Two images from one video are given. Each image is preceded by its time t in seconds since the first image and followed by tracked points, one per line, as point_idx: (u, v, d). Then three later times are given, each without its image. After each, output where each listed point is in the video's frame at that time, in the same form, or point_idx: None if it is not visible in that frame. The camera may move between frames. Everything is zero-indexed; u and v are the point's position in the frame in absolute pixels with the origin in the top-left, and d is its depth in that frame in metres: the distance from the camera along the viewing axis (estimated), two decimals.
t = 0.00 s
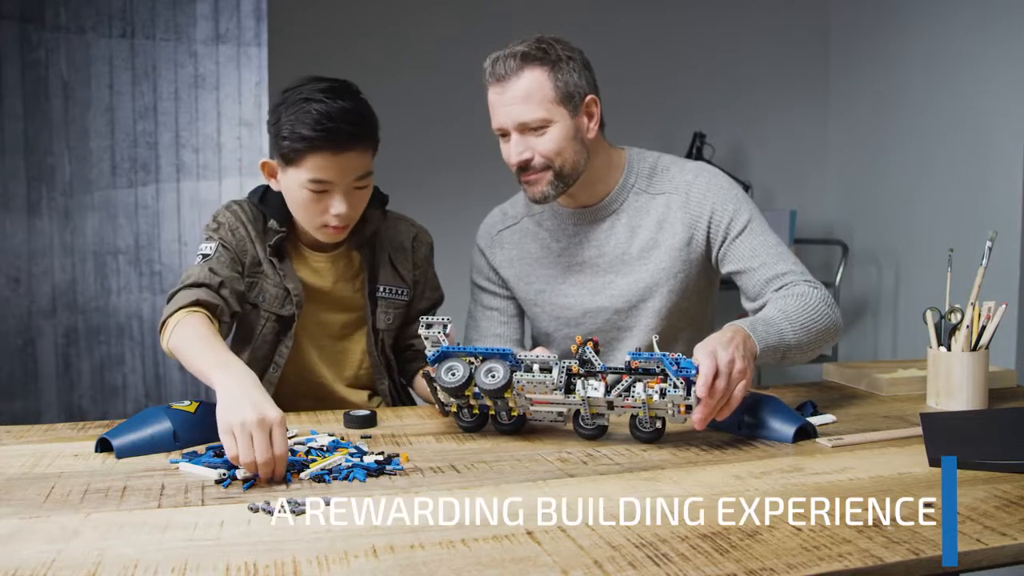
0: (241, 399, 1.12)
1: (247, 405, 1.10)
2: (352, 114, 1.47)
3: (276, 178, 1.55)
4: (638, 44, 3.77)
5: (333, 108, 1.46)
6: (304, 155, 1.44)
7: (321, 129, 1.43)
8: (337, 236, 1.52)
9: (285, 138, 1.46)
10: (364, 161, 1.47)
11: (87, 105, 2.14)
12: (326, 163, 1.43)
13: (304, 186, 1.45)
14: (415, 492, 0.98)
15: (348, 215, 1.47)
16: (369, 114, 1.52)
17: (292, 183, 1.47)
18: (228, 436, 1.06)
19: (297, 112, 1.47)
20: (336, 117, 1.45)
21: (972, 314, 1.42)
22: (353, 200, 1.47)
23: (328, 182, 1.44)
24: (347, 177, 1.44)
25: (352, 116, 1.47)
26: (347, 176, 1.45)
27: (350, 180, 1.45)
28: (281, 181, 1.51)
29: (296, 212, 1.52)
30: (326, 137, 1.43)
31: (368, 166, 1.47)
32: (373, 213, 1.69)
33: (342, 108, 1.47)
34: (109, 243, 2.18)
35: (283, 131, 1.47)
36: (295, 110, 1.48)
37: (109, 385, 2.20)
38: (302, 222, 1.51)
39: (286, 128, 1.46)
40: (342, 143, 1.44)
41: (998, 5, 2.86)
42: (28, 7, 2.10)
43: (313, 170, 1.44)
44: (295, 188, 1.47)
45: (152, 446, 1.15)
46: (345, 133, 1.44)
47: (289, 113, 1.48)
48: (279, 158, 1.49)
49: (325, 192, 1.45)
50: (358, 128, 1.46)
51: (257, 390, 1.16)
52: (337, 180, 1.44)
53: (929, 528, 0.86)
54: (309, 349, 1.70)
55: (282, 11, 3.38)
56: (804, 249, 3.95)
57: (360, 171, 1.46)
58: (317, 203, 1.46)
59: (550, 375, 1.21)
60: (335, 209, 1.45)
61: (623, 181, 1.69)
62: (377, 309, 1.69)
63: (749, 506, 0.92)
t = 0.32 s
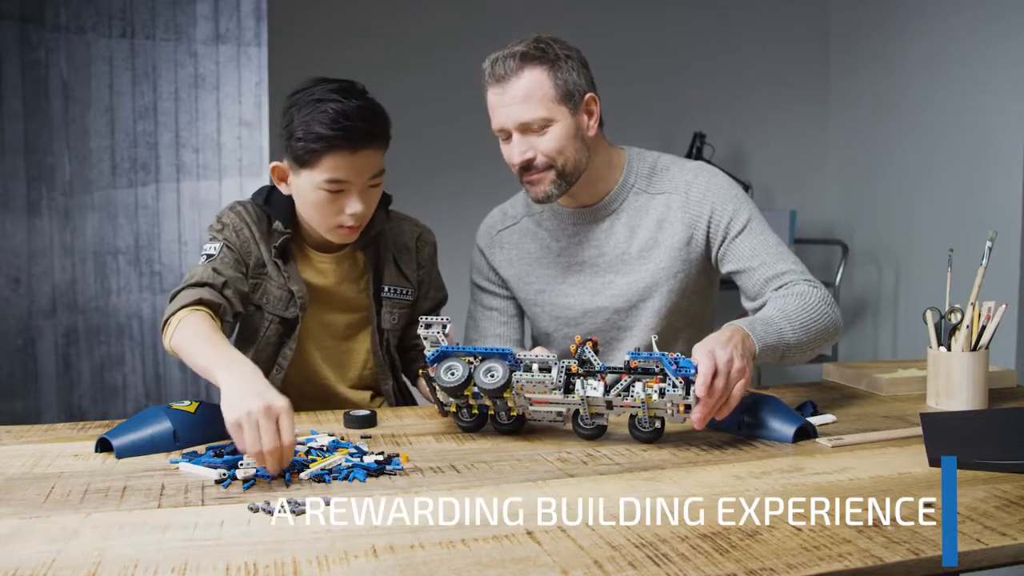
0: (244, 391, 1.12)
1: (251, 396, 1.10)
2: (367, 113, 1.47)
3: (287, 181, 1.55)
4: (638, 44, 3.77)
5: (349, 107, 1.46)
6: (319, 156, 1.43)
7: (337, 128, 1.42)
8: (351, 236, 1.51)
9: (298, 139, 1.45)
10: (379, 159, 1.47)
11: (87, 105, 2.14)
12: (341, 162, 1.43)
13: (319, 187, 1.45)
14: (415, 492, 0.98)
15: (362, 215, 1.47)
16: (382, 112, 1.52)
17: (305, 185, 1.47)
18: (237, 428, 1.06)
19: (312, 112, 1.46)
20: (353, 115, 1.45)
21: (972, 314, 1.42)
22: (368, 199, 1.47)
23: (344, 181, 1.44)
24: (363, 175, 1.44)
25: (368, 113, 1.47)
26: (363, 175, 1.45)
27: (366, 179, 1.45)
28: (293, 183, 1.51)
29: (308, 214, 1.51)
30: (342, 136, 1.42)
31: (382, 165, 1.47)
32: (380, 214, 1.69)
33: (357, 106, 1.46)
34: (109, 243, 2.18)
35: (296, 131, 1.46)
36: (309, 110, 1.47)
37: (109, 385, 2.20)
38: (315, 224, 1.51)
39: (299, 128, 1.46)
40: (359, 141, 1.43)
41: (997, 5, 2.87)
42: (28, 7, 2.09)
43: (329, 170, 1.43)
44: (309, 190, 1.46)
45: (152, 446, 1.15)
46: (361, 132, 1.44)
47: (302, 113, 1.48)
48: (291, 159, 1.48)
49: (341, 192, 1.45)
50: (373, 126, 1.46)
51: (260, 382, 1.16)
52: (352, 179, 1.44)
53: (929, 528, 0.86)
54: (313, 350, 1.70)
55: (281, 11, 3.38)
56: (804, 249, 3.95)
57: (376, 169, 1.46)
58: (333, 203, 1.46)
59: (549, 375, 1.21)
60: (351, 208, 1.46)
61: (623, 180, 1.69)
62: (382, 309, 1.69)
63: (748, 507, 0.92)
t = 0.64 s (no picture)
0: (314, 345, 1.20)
1: (327, 345, 1.18)
2: (373, 118, 1.46)
3: (292, 190, 1.55)
4: (638, 44, 3.77)
5: (353, 113, 1.44)
6: (325, 164, 1.43)
7: (344, 135, 1.42)
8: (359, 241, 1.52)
9: (303, 148, 1.44)
10: (385, 165, 1.47)
11: (87, 105, 2.14)
12: (349, 169, 1.43)
13: (326, 196, 1.44)
14: (415, 492, 0.98)
15: (370, 221, 1.48)
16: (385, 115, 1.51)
17: (311, 193, 1.47)
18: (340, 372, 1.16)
19: (316, 121, 1.45)
20: (359, 121, 1.44)
21: (971, 314, 1.42)
22: (374, 205, 1.47)
23: (352, 188, 1.44)
24: (370, 182, 1.45)
25: (373, 119, 1.46)
26: (370, 182, 1.45)
27: (372, 185, 1.45)
28: (297, 191, 1.50)
29: (315, 223, 1.51)
30: (349, 144, 1.42)
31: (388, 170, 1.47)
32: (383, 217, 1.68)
33: (362, 112, 1.46)
34: (109, 243, 2.18)
35: (300, 140, 1.45)
36: (312, 118, 1.46)
37: (109, 385, 2.20)
38: (322, 231, 1.51)
39: (304, 137, 1.45)
40: (364, 148, 1.43)
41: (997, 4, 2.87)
42: (28, 6, 2.09)
43: (336, 179, 1.43)
44: (316, 199, 1.46)
45: (152, 446, 1.15)
46: (368, 138, 1.43)
47: (305, 121, 1.46)
48: (295, 168, 1.47)
49: (348, 200, 1.45)
50: (380, 133, 1.46)
51: (316, 332, 1.22)
52: (361, 186, 1.44)
53: (929, 529, 0.86)
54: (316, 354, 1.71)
55: (281, 11, 3.37)
56: (804, 249, 3.95)
57: (382, 174, 1.46)
58: (341, 211, 1.45)
59: (549, 375, 1.21)
60: (359, 215, 1.46)
61: (623, 180, 1.69)
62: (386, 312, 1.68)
63: (748, 506, 0.92)
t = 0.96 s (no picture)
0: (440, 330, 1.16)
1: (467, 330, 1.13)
2: (381, 123, 1.42)
3: (299, 199, 1.46)
4: (639, 44, 3.77)
5: (362, 119, 1.40)
6: (335, 172, 1.38)
7: (354, 143, 1.37)
8: (367, 246, 1.49)
9: (310, 155, 1.39)
10: (394, 170, 1.43)
11: (87, 105, 2.14)
12: (358, 177, 1.39)
13: (336, 203, 1.40)
14: (415, 492, 0.98)
15: (379, 226, 1.45)
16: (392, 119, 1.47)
17: (319, 201, 1.42)
18: (493, 334, 1.12)
19: (324, 127, 1.39)
20: (368, 126, 1.40)
21: (971, 314, 1.42)
22: (383, 210, 1.44)
23: (362, 196, 1.40)
24: (380, 188, 1.41)
25: (381, 124, 1.43)
26: (380, 188, 1.41)
27: (381, 191, 1.42)
28: (303, 199, 1.45)
29: (322, 231, 1.47)
30: (359, 151, 1.37)
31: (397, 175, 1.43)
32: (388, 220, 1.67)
33: (371, 117, 1.41)
34: (109, 243, 2.18)
35: (307, 147, 1.41)
36: (319, 125, 1.41)
37: (109, 385, 2.20)
38: (330, 238, 1.47)
39: (311, 144, 1.40)
40: (375, 154, 1.39)
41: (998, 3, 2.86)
42: (28, 6, 2.09)
43: (345, 186, 1.39)
44: (324, 207, 1.42)
45: (152, 446, 1.15)
46: (378, 145, 1.39)
47: (312, 127, 1.41)
48: (302, 176, 1.43)
49: (358, 207, 1.41)
50: (389, 137, 1.42)
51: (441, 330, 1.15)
52: (371, 192, 1.41)
53: (929, 529, 0.86)
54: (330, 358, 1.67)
55: (281, 10, 3.37)
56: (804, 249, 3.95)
57: (392, 180, 1.43)
58: (350, 218, 1.42)
59: (550, 375, 1.21)
60: (368, 221, 1.43)
61: (622, 181, 1.68)
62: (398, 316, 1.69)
63: (747, 506, 0.92)
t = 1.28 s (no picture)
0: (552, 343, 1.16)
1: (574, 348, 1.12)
2: (403, 127, 1.41)
3: (319, 208, 1.45)
4: (639, 45, 3.77)
5: (382, 124, 1.39)
6: (358, 179, 1.37)
7: (376, 148, 1.36)
8: (389, 253, 1.48)
9: (332, 163, 1.38)
10: (415, 175, 1.42)
11: (87, 105, 2.14)
12: (381, 182, 1.37)
13: (357, 211, 1.39)
14: (415, 492, 0.98)
15: (401, 232, 1.44)
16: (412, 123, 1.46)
17: (341, 210, 1.41)
18: (607, 344, 1.11)
19: (347, 135, 1.38)
20: (389, 132, 1.39)
21: (971, 314, 1.42)
22: (405, 216, 1.43)
23: (386, 201, 1.39)
24: (402, 193, 1.40)
25: (402, 128, 1.41)
26: (404, 193, 1.40)
27: (404, 196, 1.41)
28: (325, 208, 1.44)
29: (343, 239, 1.45)
30: (382, 156, 1.36)
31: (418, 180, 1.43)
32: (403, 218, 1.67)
33: (391, 122, 1.40)
34: (109, 243, 2.18)
35: (328, 155, 1.39)
36: (341, 132, 1.39)
37: (109, 385, 2.21)
38: (351, 246, 1.46)
39: (333, 152, 1.38)
40: (396, 159, 1.38)
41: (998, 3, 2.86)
42: (28, 6, 2.09)
43: (367, 193, 1.38)
44: (347, 215, 1.40)
45: (152, 446, 1.15)
46: (400, 150, 1.38)
47: (332, 135, 1.40)
48: (322, 184, 1.41)
49: (381, 213, 1.40)
50: (410, 142, 1.41)
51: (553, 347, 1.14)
52: (394, 198, 1.40)
53: (929, 529, 0.86)
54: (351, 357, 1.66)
55: (281, 10, 3.37)
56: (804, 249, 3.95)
57: (414, 185, 1.42)
58: (372, 225, 1.41)
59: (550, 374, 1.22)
60: (391, 228, 1.42)
61: (622, 181, 1.68)
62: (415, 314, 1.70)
63: (747, 506, 0.92)
